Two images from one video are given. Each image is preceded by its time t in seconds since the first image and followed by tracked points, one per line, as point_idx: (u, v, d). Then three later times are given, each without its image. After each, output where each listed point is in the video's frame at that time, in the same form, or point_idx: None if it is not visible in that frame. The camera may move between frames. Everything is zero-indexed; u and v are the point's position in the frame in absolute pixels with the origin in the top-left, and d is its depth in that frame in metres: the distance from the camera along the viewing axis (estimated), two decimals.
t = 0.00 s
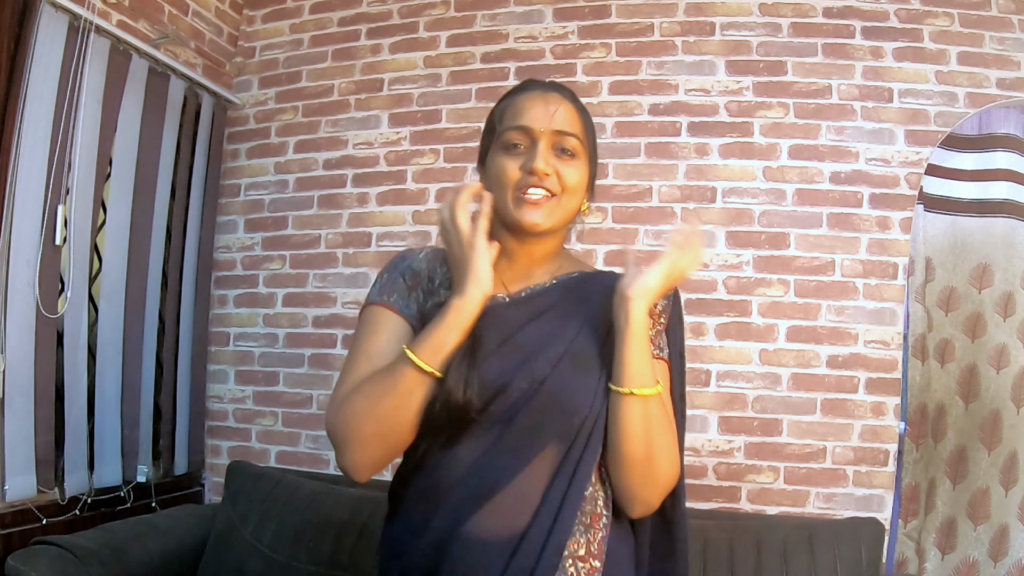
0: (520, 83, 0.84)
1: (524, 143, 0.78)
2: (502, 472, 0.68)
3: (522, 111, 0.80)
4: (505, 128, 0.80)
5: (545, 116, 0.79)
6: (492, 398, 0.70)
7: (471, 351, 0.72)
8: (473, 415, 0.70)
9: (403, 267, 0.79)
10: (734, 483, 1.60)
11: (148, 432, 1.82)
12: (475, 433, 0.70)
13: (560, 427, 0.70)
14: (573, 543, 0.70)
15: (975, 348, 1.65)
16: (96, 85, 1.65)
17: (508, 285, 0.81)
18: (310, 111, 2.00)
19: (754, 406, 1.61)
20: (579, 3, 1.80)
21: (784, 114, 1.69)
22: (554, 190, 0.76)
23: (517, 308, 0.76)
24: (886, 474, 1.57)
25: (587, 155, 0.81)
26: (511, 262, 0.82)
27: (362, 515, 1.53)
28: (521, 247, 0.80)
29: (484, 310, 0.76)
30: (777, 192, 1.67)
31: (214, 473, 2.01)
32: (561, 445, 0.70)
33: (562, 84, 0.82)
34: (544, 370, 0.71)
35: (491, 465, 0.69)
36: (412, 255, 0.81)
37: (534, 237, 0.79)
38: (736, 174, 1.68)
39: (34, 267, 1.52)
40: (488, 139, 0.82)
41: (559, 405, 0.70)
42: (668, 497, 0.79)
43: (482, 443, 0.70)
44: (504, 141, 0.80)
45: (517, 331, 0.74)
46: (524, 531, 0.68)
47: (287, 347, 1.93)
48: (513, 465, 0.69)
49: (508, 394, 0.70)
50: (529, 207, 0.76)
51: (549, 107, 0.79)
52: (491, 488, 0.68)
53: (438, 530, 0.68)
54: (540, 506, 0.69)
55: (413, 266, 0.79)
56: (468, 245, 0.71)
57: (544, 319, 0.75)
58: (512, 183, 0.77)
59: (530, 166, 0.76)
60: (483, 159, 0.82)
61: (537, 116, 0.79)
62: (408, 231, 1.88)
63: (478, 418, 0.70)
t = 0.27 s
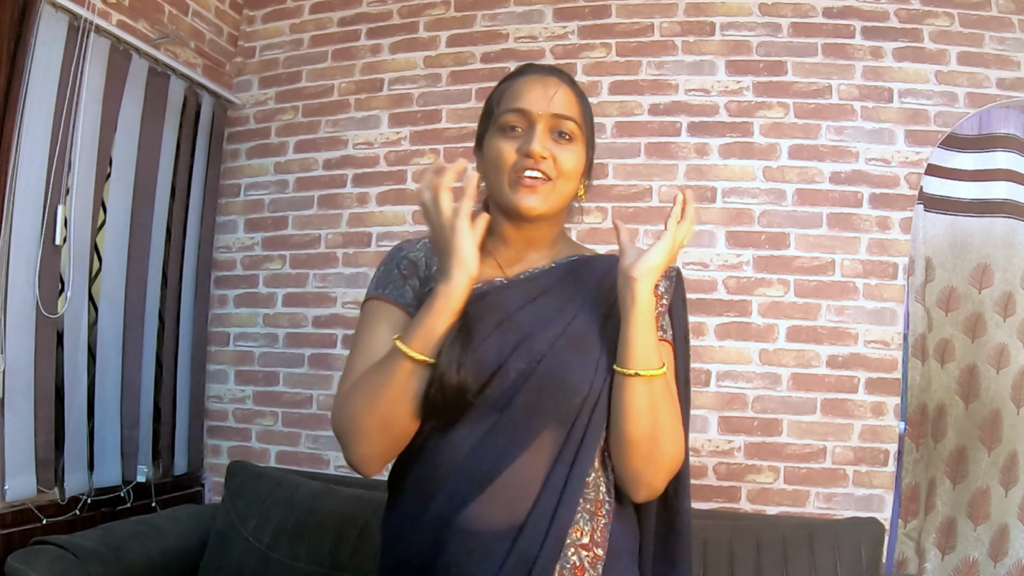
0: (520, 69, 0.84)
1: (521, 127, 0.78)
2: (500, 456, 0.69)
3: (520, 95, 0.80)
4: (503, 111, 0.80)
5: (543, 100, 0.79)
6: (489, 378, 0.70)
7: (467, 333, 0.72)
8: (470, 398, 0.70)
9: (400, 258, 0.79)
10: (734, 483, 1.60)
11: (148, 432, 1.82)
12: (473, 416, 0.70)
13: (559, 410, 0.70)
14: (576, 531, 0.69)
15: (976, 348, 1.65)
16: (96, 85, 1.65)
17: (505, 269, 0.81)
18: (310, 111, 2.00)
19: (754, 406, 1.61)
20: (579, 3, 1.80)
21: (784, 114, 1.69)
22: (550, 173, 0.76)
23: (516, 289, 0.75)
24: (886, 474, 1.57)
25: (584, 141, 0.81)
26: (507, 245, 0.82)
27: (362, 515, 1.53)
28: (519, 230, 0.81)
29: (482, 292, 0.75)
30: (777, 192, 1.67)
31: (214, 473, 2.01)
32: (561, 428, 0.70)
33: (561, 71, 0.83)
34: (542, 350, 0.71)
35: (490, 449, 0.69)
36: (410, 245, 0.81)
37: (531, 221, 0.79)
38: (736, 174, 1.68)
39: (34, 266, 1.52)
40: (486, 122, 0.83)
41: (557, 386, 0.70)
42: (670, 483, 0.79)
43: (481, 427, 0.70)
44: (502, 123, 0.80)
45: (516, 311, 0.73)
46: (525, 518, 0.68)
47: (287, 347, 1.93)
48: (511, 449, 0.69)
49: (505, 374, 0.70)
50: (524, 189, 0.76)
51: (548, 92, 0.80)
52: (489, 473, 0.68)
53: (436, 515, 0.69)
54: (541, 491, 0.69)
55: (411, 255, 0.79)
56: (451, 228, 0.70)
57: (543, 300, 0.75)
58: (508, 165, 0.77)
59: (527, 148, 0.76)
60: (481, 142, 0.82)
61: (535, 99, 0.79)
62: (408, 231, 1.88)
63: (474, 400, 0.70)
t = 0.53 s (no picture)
0: (534, 58, 0.85)
1: (532, 113, 0.79)
2: (495, 463, 0.69)
3: (534, 82, 0.80)
4: (515, 97, 0.80)
5: (557, 90, 0.79)
6: (482, 386, 0.70)
7: (455, 340, 0.72)
8: (461, 407, 0.70)
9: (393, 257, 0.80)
10: (734, 483, 1.60)
11: (148, 432, 1.82)
12: (467, 426, 0.70)
13: (554, 416, 0.70)
14: (573, 539, 0.69)
15: (976, 348, 1.65)
16: (96, 85, 1.65)
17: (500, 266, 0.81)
18: (310, 111, 2.00)
19: (754, 406, 1.61)
20: (579, 3, 1.80)
21: (784, 114, 1.69)
22: (556, 162, 0.77)
23: (509, 293, 0.75)
24: (886, 474, 1.57)
25: (592, 135, 0.82)
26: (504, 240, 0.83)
27: (362, 515, 1.53)
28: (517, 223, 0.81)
29: (475, 296, 0.75)
30: (777, 192, 1.67)
31: (214, 473, 2.00)
32: (558, 433, 0.70)
33: (576, 64, 0.84)
34: (534, 355, 0.70)
35: (485, 456, 0.69)
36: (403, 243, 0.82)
37: (532, 207, 0.79)
38: (736, 174, 1.68)
39: (34, 266, 1.52)
40: (497, 107, 0.83)
41: (550, 391, 0.70)
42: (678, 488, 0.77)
43: (475, 435, 0.70)
44: (512, 108, 0.80)
45: (508, 315, 0.73)
46: (522, 526, 0.68)
47: (287, 347, 1.93)
48: (506, 456, 0.69)
49: (498, 380, 0.70)
50: (529, 176, 0.76)
51: (561, 82, 0.80)
52: (484, 481, 0.68)
53: (435, 521, 0.69)
54: (538, 498, 0.68)
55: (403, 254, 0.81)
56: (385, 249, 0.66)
57: (537, 303, 0.74)
58: (515, 150, 0.77)
59: (536, 135, 0.76)
60: (489, 125, 0.83)
61: (548, 88, 0.80)
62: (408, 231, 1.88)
63: (465, 409, 0.71)
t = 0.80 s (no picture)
0: (529, 49, 0.85)
1: (527, 108, 0.79)
2: (501, 474, 0.69)
3: (528, 75, 0.80)
4: (510, 92, 0.80)
5: (550, 81, 0.79)
6: (489, 399, 0.69)
7: (461, 349, 0.72)
8: (466, 418, 0.70)
9: (393, 256, 0.79)
10: (734, 483, 1.60)
11: (148, 432, 1.82)
12: (473, 436, 0.70)
13: (561, 426, 0.70)
14: (576, 547, 0.69)
15: (976, 348, 1.65)
16: (96, 85, 1.65)
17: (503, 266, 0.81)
18: (310, 111, 2.00)
19: (754, 407, 1.61)
20: (579, 3, 1.80)
21: (784, 114, 1.69)
22: (553, 156, 0.77)
23: (515, 301, 0.75)
24: (886, 474, 1.57)
25: (590, 125, 0.82)
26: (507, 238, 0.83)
27: (362, 515, 1.53)
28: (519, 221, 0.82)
29: (480, 304, 0.74)
30: (777, 192, 1.67)
31: (214, 473, 2.01)
32: (565, 444, 0.70)
33: (570, 53, 0.83)
34: (543, 366, 0.70)
35: (491, 466, 0.69)
36: (404, 243, 0.81)
37: (533, 203, 0.80)
38: (736, 174, 1.68)
39: (34, 266, 1.52)
40: (493, 102, 0.83)
41: (559, 402, 0.69)
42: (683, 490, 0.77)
43: (482, 446, 0.70)
44: (508, 104, 0.80)
45: (514, 324, 0.73)
46: (525, 535, 0.68)
47: (287, 347, 1.93)
48: (512, 467, 0.69)
49: (506, 392, 0.69)
50: (526, 172, 0.77)
51: (556, 73, 0.80)
52: (490, 492, 0.68)
53: (439, 528, 0.69)
54: (543, 508, 0.69)
55: (403, 255, 0.79)
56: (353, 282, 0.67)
57: (544, 312, 0.74)
58: (511, 146, 0.77)
59: (531, 130, 0.76)
60: (486, 123, 0.83)
61: (543, 80, 0.79)
62: (408, 231, 1.88)
63: (471, 421, 0.70)
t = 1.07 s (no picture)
0: (527, 47, 0.85)
1: (527, 106, 0.79)
2: (506, 478, 0.68)
3: (528, 74, 0.80)
4: (509, 92, 0.80)
5: (550, 79, 0.79)
6: (495, 404, 0.69)
7: (468, 355, 0.71)
8: (472, 423, 0.69)
9: (393, 262, 0.79)
10: (734, 483, 1.60)
11: (148, 431, 1.82)
12: (479, 440, 0.69)
13: (567, 431, 0.70)
14: (580, 549, 0.69)
15: (976, 348, 1.65)
16: (96, 85, 1.65)
17: (506, 268, 0.81)
18: (310, 111, 2.00)
19: (754, 406, 1.61)
20: (579, 3, 1.80)
21: (784, 114, 1.69)
22: (556, 154, 0.76)
23: (519, 305, 0.75)
24: (886, 474, 1.57)
25: (591, 122, 0.82)
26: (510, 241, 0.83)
27: (363, 515, 1.53)
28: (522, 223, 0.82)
29: (485, 309, 0.74)
30: (777, 192, 1.67)
31: (214, 473, 2.00)
32: (570, 448, 0.70)
33: (568, 50, 0.83)
34: (549, 371, 0.70)
35: (497, 471, 0.69)
36: (404, 247, 0.81)
37: (539, 204, 0.80)
38: (736, 174, 1.68)
39: (34, 266, 1.52)
40: (492, 102, 0.83)
41: (566, 407, 0.69)
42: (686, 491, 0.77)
43: (488, 450, 0.69)
44: (508, 103, 0.80)
45: (519, 329, 0.73)
46: (530, 538, 0.69)
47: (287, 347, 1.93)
48: (518, 471, 0.68)
49: (512, 397, 0.69)
50: (529, 171, 0.77)
51: (556, 71, 0.80)
52: (496, 496, 0.68)
53: (445, 531, 0.69)
54: (548, 512, 0.69)
55: (404, 260, 0.79)
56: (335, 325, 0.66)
57: (548, 316, 0.74)
58: (514, 145, 0.77)
59: (533, 128, 0.76)
60: (486, 123, 0.83)
61: (543, 79, 0.79)
62: (408, 231, 1.88)
63: (478, 426, 0.69)
